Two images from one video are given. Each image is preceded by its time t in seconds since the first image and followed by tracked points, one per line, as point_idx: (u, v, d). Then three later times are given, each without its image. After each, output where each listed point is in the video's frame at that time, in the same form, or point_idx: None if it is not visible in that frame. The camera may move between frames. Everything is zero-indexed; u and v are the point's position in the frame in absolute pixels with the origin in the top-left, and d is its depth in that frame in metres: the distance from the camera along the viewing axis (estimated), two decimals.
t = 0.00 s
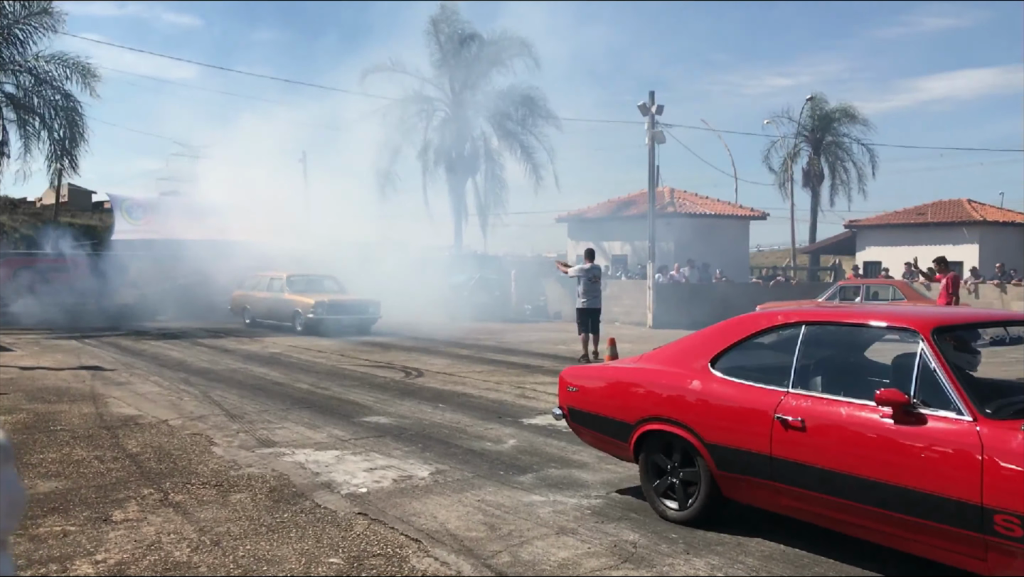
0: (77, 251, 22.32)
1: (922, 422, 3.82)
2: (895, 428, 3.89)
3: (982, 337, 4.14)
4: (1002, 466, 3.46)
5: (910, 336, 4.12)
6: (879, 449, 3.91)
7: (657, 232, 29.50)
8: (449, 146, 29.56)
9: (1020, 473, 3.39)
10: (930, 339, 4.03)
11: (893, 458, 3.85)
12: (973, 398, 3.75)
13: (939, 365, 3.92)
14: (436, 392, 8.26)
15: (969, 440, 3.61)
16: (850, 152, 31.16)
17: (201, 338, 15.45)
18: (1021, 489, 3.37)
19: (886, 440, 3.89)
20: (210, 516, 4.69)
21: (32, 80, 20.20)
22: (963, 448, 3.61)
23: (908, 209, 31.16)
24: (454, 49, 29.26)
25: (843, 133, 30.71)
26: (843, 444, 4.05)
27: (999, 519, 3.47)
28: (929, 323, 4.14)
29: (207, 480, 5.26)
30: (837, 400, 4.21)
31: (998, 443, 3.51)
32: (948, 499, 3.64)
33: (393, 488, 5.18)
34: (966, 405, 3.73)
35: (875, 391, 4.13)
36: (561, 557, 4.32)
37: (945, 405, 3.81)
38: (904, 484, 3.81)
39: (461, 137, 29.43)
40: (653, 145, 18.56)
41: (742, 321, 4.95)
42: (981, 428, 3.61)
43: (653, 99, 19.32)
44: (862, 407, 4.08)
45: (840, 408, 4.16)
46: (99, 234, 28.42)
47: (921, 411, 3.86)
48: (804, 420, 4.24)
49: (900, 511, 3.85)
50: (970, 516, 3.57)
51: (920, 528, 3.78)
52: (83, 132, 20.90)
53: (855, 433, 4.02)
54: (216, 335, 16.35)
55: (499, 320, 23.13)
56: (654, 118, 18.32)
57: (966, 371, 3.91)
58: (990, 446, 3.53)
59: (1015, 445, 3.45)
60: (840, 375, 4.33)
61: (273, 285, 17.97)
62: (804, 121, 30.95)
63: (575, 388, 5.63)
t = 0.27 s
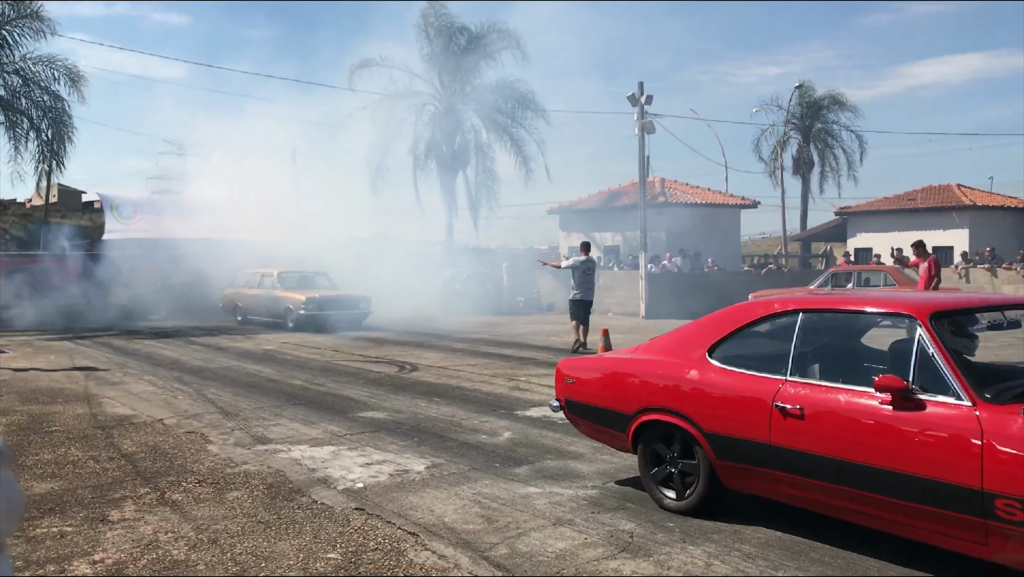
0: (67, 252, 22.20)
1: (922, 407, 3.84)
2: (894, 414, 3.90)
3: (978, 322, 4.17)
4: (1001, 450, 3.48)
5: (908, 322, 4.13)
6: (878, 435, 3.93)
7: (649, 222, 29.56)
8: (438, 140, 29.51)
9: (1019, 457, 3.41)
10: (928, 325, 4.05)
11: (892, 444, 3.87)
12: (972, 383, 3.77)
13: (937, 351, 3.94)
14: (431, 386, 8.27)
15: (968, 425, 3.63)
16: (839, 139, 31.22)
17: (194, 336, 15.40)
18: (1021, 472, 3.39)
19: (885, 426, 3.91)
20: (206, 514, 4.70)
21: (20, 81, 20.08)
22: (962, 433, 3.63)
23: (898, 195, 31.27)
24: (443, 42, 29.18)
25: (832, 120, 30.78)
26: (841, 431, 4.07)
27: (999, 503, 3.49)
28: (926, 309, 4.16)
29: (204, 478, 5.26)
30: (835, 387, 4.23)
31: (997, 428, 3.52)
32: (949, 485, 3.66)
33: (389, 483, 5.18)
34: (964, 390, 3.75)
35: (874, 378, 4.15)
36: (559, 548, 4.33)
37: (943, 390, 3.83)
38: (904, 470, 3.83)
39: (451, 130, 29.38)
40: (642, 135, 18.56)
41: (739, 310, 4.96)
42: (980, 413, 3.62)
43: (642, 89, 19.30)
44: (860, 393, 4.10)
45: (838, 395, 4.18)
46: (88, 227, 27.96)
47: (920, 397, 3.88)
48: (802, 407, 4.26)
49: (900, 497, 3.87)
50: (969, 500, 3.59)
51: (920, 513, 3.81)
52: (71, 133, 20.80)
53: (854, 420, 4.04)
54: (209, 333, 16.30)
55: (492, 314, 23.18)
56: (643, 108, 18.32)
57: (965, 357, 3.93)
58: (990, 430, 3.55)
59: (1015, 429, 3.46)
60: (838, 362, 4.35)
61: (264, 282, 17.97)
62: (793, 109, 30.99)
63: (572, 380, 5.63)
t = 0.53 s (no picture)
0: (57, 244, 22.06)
1: (914, 394, 3.86)
2: (887, 401, 3.93)
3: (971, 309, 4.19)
4: (994, 436, 3.50)
5: (900, 309, 4.15)
6: (871, 422, 3.95)
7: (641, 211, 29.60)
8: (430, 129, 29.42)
9: (1012, 443, 3.43)
10: (920, 312, 4.07)
11: (886, 431, 3.89)
12: (965, 370, 3.79)
13: (929, 338, 3.96)
14: (425, 376, 8.28)
15: (962, 411, 3.65)
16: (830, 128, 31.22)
17: (186, 327, 15.36)
18: (1014, 458, 3.42)
19: (879, 413, 3.93)
20: (200, 505, 4.71)
21: (8, 73, 19.94)
22: (955, 419, 3.65)
23: (889, 183, 31.37)
24: (433, 31, 29.04)
25: (823, 108, 30.84)
26: (834, 419, 4.09)
27: (992, 488, 3.51)
28: (919, 296, 4.18)
29: (197, 470, 5.27)
30: (827, 374, 4.25)
31: (990, 414, 3.54)
32: (942, 471, 3.69)
33: (384, 473, 5.20)
34: (957, 376, 3.77)
35: (866, 365, 4.17)
36: (553, 536, 4.35)
37: (936, 377, 3.85)
38: (896, 457, 3.86)
39: (442, 119, 29.29)
40: (634, 124, 18.54)
41: (732, 298, 4.97)
42: (973, 399, 3.64)
43: (634, 77, 19.26)
44: (852, 381, 4.12)
45: (831, 382, 4.20)
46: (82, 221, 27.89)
47: (913, 384, 3.90)
48: (796, 395, 4.28)
49: (893, 483, 3.90)
50: (962, 487, 3.62)
51: (913, 499, 3.83)
52: (60, 125, 20.68)
53: (846, 407, 4.06)
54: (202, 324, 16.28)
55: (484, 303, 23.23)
56: (635, 97, 18.29)
57: (958, 344, 3.95)
58: (983, 417, 3.57)
59: (1008, 415, 3.48)
60: (831, 349, 4.37)
61: (255, 273, 17.95)
62: (785, 97, 30.99)
63: (565, 369, 5.64)
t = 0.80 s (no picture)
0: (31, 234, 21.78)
1: (892, 382, 3.90)
2: (866, 389, 3.97)
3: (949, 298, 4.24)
4: (971, 424, 3.56)
5: (879, 298, 4.19)
6: (851, 410, 3.99)
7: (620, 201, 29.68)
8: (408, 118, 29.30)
9: (989, 432, 3.49)
10: (898, 301, 4.11)
11: (866, 419, 3.93)
12: (942, 358, 3.84)
13: (907, 326, 4.00)
14: (403, 366, 8.28)
15: (939, 399, 3.70)
16: (807, 118, 31.40)
17: (163, 318, 15.24)
18: (992, 445, 3.47)
19: (857, 402, 3.98)
20: (178, 496, 4.69)
21: None
22: (933, 408, 3.70)
23: (865, 173, 31.63)
24: (412, 20, 28.89)
25: (800, 99, 31.03)
26: (813, 407, 4.14)
27: (970, 476, 3.57)
28: (898, 285, 4.22)
29: (175, 461, 5.25)
30: (806, 363, 4.29)
31: (968, 402, 3.60)
32: (919, 458, 3.74)
33: (362, 463, 5.20)
34: (935, 364, 3.81)
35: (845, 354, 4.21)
36: (531, 525, 4.37)
37: (914, 365, 3.89)
38: (874, 444, 3.91)
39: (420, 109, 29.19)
40: (612, 114, 18.56)
41: (712, 287, 5.00)
42: (951, 388, 3.70)
43: (612, 67, 19.27)
44: (830, 369, 4.17)
45: (809, 371, 4.24)
46: (54, 209, 27.37)
47: (891, 372, 3.94)
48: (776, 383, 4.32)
49: (871, 471, 3.95)
50: (939, 474, 3.68)
51: (892, 487, 3.89)
52: (34, 114, 20.41)
53: (824, 395, 4.11)
54: (178, 314, 16.18)
55: (463, 293, 23.27)
56: (614, 87, 18.30)
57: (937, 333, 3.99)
58: (961, 405, 3.62)
59: (986, 404, 3.54)
60: (809, 338, 4.41)
61: (230, 263, 17.86)
62: (762, 87, 31.11)
63: (546, 359, 5.66)
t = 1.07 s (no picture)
0: None
1: (853, 369, 3.96)
2: (826, 376, 4.02)
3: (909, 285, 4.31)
4: (930, 410, 3.63)
5: (840, 286, 4.25)
6: (811, 397, 4.05)
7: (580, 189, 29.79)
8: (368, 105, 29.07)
9: (947, 418, 3.57)
10: (859, 289, 4.17)
11: (826, 406, 3.99)
12: (901, 345, 3.90)
13: (868, 314, 4.06)
14: (362, 354, 8.24)
15: (898, 385, 3.77)
16: (764, 107, 31.77)
17: (118, 306, 14.99)
18: (950, 431, 3.55)
19: (819, 388, 4.03)
20: (133, 485, 4.63)
21: None
22: (892, 394, 3.77)
23: (822, 163, 32.07)
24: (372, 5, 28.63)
25: (759, 89, 31.35)
26: (775, 394, 4.19)
27: (928, 460, 3.65)
28: (858, 273, 4.27)
29: (130, 449, 5.18)
30: (768, 351, 4.34)
31: (927, 389, 3.67)
32: (876, 444, 3.82)
33: (321, 451, 5.17)
34: (894, 352, 3.88)
35: (806, 341, 4.26)
36: (491, 512, 4.38)
37: (874, 352, 3.95)
38: (832, 430, 3.97)
39: (380, 95, 28.99)
40: (573, 101, 18.59)
41: (675, 275, 5.02)
42: (910, 375, 3.76)
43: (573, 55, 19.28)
44: (792, 356, 4.22)
45: (771, 358, 4.29)
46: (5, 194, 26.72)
47: (851, 360, 4.00)
48: (737, 370, 4.36)
49: (830, 456, 4.02)
50: (897, 459, 3.75)
51: (850, 472, 3.96)
52: None
53: (784, 382, 4.16)
54: (133, 302, 15.94)
55: (422, 280, 23.22)
56: (575, 75, 18.33)
57: (898, 320, 4.05)
58: (919, 391, 3.69)
59: (944, 390, 3.61)
60: (770, 325, 4.46)
61: (184, 249, 17.64)
62: (722, 77, 31.33)
63: (510, 346, 5.66)
